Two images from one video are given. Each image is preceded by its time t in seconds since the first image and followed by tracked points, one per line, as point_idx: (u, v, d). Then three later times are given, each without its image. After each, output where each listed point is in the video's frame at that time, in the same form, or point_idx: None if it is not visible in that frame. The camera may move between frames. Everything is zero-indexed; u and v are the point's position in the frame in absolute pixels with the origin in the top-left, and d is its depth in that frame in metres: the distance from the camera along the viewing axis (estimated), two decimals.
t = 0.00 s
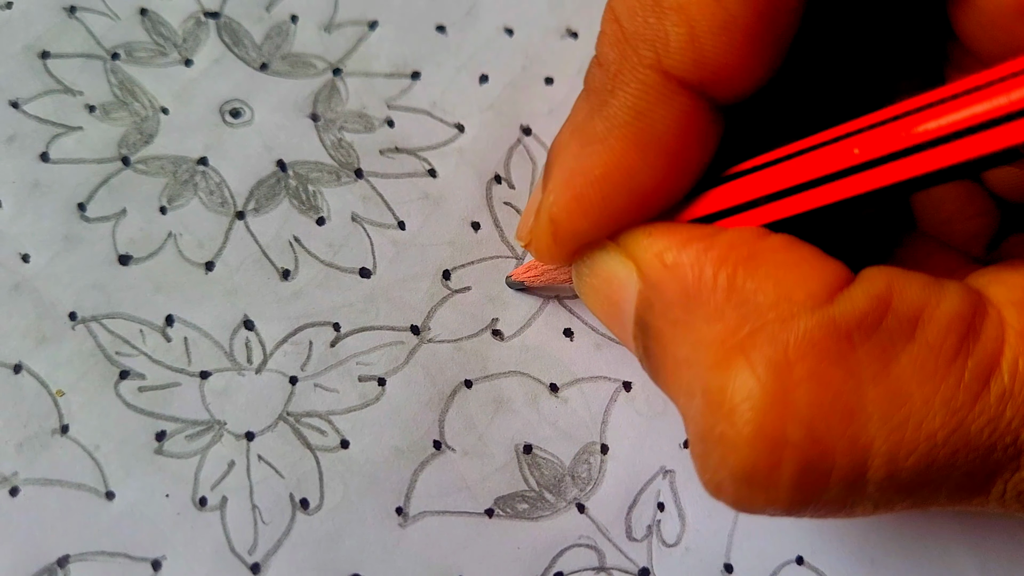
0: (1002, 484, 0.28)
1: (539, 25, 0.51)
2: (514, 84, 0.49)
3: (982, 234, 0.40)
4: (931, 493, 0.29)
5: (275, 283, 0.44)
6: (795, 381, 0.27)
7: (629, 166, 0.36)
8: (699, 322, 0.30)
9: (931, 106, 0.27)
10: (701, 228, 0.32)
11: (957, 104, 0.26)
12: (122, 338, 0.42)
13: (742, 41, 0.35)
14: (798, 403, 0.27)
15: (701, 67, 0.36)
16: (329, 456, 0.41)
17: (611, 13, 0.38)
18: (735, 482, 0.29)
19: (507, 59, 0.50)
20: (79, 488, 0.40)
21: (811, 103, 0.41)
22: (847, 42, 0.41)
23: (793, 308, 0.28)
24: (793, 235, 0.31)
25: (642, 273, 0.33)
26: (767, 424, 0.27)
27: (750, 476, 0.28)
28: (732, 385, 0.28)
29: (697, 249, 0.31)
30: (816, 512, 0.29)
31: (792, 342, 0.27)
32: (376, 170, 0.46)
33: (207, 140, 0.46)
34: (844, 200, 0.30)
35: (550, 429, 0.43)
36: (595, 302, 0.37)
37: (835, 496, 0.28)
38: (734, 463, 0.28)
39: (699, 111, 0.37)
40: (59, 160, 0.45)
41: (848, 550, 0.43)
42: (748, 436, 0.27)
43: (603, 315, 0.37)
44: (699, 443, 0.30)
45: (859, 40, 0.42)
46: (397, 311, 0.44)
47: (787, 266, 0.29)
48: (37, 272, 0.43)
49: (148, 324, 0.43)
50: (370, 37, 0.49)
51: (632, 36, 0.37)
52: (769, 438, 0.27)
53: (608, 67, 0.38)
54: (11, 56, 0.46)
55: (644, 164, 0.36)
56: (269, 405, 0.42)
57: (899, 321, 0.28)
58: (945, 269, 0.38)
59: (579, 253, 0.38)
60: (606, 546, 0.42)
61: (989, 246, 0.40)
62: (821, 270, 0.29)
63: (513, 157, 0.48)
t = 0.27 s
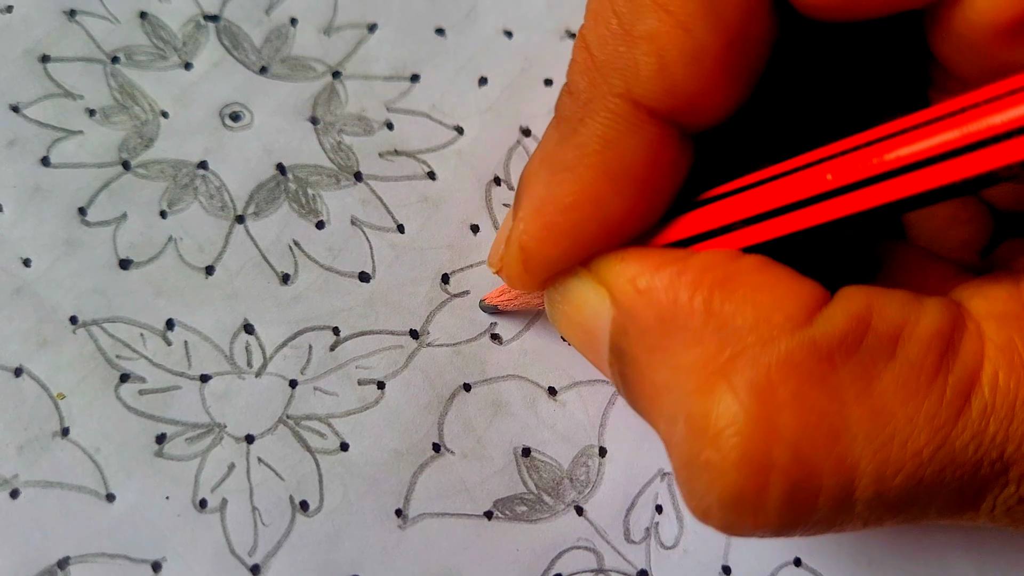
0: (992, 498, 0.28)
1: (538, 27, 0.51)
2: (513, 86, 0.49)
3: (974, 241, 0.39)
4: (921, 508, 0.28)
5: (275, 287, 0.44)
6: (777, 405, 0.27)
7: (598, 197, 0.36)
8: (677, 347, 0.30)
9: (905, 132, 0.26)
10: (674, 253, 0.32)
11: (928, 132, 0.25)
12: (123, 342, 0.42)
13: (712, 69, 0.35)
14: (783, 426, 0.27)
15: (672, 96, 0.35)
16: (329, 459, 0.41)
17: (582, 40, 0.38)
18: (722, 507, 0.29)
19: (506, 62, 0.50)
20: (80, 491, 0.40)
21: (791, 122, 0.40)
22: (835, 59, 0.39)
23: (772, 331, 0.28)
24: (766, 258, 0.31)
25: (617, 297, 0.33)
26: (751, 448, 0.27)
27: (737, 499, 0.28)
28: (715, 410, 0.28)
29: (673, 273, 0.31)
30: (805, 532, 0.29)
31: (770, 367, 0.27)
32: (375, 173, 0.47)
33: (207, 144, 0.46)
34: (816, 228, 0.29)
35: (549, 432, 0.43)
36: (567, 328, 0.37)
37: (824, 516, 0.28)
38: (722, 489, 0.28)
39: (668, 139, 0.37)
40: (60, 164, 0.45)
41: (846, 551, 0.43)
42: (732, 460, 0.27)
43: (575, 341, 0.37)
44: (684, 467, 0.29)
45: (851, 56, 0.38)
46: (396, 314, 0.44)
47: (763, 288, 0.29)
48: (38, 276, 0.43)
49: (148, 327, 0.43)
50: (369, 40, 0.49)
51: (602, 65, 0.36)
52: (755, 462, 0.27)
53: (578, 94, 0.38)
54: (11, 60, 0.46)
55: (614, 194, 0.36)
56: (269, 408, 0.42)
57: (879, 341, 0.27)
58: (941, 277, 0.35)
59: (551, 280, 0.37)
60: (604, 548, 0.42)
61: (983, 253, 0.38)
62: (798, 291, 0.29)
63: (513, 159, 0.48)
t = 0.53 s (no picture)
0: (974, 510, 0.28)
1: (536, 27, 0.51)
2: (511, 86, 0.49)
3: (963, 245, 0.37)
4: (905, 519, 0.28)
5: (273, 289, 0.44)
6: (751, 427, 0.26)
7: (550, 218, 0.34)
8: (642, 368, 0.29)
9: (853, 161, 0.26)
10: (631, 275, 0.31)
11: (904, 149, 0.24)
12: (122, 344, 0.43)
13: (669, 91, 0.34)
14: (756, 450, 0.26)
15: (627, 118, 0.35)
16: (328, 460, 0.42)
17: (540, 63, 0.37)
18: (702, 529, 0.28)
19: (505, 63, 0.50)
20: (79, 493, 0.40)
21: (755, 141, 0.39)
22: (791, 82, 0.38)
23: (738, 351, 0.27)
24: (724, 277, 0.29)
25: (579, 318, 0.31)
26: (725, 470, 0.26)
27: (716, 521, 0.27)
28: (688, 429, 0.27)
29: (636, 293, 0.30)
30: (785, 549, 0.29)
31: (733, 391, 0.26)
32: (373, 175, 0.47)
33: (206, 145, 0.46)
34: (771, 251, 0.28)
35: (546, 433, 0.43)
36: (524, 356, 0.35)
37: (804, 531, 0.27)
38: (699, 513, 0.27)
39: (623, 160, 0.36)
40: (58, 167, 0.45)
41: (843, 552, 0.43)
42: (706, 480, 0.27)
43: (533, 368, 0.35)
44: (659, 491, 0.28)
45: (810, 76, 0.38)
46: (394, 315, 0.44)
47: (727, 309, 0.28)
48: (36, 279, 0.43)
49: (147, 330, 0.43)
50: (367, 41, 0.49)
51: (559, 87, 0.36)
52: (732, 481, 0.26)
53: (533, 115, 0.37)
54: (9, 62, 0.47)
55: (566, 215, 0.34)
56: (268, 410, 0.42)
57: (849, 355, 0.27)
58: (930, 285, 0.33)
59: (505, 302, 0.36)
60: (601, 549, 0.42)
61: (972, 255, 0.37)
62: (763, 307, 0.28)
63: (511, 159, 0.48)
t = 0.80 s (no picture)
0: None
1: (538, 21, 0.51)
2: (513, 80, 0.49)
3: (985, 227, 0.41)
4: (964, 464, 0.28)
5: (273, 281, 0.44)
6: (827, 343, 0.26)
7: (605, 144, 0.37)
8: (704, 294, 0.29)
9: (896, 100, 0.30)
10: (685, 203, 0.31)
11: (910, 103, 0.29)
12: (120, 337, 0.42)
13: (727, 17, 0.35)
14: (832, 364, 0.26)
15: (685, 40, 0.36)
16: (328, 455, 0.41)
17: (590, 9, 0.39)
18: (766, 457, 0.27)
19: (506, 56, 0.50)
20: (78, 488, 0.40)
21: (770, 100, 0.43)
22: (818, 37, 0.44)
23: (811, 270, 0.27)
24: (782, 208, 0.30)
25: (631, 249, 0.32)
26: (798, 388, 0.26)
27: (780, 446, 0.27)
28: (750, 350, 0.27)
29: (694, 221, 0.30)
30: (843, 486, 0.29)
31: (808, 303, 0.27)
32: (374, 167, 0.46)
33: (206, 138, 0.46)
34: (824, 185, 0.31)
35: (549, 428, 0.43)
36: (567, 299, 0.35)
37: (869, 466, 0.28)
38: (763, 438, 0.27)
39: (679, 89, 0.37)
40: (57, 158, 0.45)
41: (847, 548, 0.43)
42: (778, 403, 0.26)
43: (573, 309, 0.36)
44: (722, 420, 0.28)
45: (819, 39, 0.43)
46: (396, 308, 0.44)
47: (799, 232, 0.29)
48: (34, 271, 0.43)
49: (146, 322, 0.42)
50: (369, 34, 0.49)
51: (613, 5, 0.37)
52: (800, 405, 0.26)
53: (590, 39, 0.38)
54: (8, 54, 0.46)
55: (620, 141, 0.37)
56: (268, 404, 0.42)
57: (921, 281, 0.28)
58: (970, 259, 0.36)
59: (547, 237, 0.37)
60: (606, 545, 0.42)
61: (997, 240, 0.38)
62: (832, 235, 0.29)
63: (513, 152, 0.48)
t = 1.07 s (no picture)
0: (1003, 470, 0.28)
1: (539, 22, 0.51)
2: (514, 81, 0.49)
3: (983, 231, 0.41)
4: (931, 476, 0.28)
5: (275, 281, 0.44)
6: (792, 365, 0.26)
7: (599, 161, 0.37)
8: (684, 311, 0.29)
9: (886, 113, 0.28)
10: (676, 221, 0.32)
11: (909, 110, 0.28)
12: (122, 336, 0.42)
13: (718, 36, 0.35)
14: (797, 387, 0.26)
15: (675, 61, 0.36)
16: (330, 454, 0.41)
17: (589, 11, 0.39)
18: (735, 470, 0.28)
19: (507, 57, 0.50)
20: (79, 487, 0.40)
21: (778, 106, 0.42)
22: (841, 35, 0.42)
23: (782, 292, 0.28)
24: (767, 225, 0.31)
25: (620, 266, 0.32)
26: (765, 407, 0.26)
27: (746, 461, 0.28)
28: (728, 369, 0.27)
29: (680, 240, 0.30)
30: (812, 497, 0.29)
31: (778, 326, 0.27)
32: (376, 168, 0.46)
33: (207, 137, 0.46)
34: (811, 199, 0.30)
35: (550, 427, 0.43)
36: (562, 302, 0.36)
37: (836, 480, 0.28)
38: (733, 453, 0.28)
39: (673, 104, 0.37)
40: (59, 157, 0.45)
41: (847, 547, 0.43)
42: (748, 420, 0.27)
43: (570, 315, 0.36)
44: (696, 432, 0.29)
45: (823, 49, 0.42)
46: (398, 308, 0.44)
47: (774, 253, 0.29)
48: (36, 270, 0.43)
49: (148, 322, 0.42)
50: (370, 34, 0.49)
51: (608, 27, 0.37)
52: (767, 423, 0.27)
53: (585, 57, 0.38)
54: (10, 53, 0.46)
55: (614, 158, 0.37)
56: (270, 403, 0.42)
57: (891, 303, 0.28)
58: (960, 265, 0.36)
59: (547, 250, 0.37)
60: (606, 544, 0.42)
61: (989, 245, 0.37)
62: (807, 255, 0.29)
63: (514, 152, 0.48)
